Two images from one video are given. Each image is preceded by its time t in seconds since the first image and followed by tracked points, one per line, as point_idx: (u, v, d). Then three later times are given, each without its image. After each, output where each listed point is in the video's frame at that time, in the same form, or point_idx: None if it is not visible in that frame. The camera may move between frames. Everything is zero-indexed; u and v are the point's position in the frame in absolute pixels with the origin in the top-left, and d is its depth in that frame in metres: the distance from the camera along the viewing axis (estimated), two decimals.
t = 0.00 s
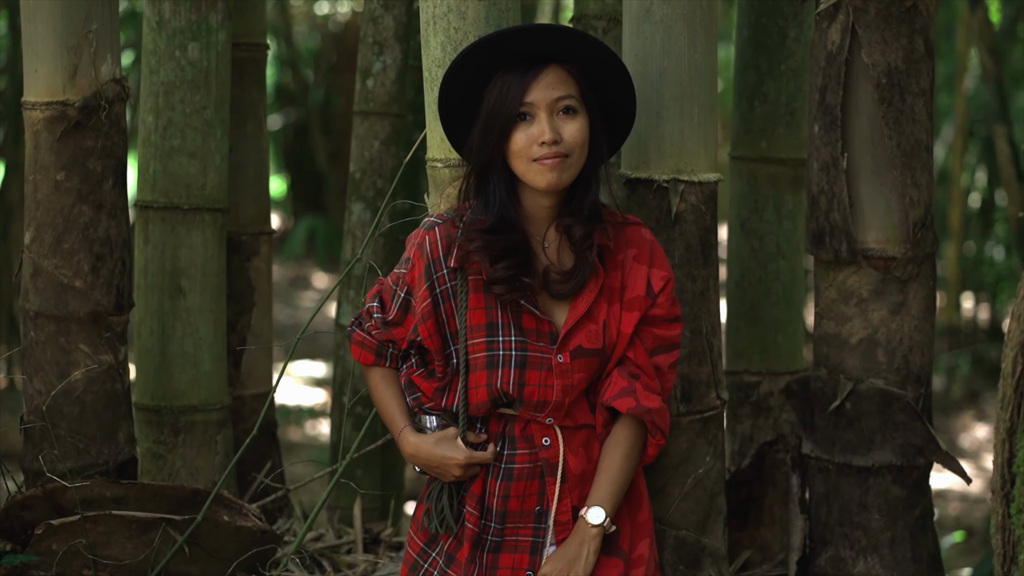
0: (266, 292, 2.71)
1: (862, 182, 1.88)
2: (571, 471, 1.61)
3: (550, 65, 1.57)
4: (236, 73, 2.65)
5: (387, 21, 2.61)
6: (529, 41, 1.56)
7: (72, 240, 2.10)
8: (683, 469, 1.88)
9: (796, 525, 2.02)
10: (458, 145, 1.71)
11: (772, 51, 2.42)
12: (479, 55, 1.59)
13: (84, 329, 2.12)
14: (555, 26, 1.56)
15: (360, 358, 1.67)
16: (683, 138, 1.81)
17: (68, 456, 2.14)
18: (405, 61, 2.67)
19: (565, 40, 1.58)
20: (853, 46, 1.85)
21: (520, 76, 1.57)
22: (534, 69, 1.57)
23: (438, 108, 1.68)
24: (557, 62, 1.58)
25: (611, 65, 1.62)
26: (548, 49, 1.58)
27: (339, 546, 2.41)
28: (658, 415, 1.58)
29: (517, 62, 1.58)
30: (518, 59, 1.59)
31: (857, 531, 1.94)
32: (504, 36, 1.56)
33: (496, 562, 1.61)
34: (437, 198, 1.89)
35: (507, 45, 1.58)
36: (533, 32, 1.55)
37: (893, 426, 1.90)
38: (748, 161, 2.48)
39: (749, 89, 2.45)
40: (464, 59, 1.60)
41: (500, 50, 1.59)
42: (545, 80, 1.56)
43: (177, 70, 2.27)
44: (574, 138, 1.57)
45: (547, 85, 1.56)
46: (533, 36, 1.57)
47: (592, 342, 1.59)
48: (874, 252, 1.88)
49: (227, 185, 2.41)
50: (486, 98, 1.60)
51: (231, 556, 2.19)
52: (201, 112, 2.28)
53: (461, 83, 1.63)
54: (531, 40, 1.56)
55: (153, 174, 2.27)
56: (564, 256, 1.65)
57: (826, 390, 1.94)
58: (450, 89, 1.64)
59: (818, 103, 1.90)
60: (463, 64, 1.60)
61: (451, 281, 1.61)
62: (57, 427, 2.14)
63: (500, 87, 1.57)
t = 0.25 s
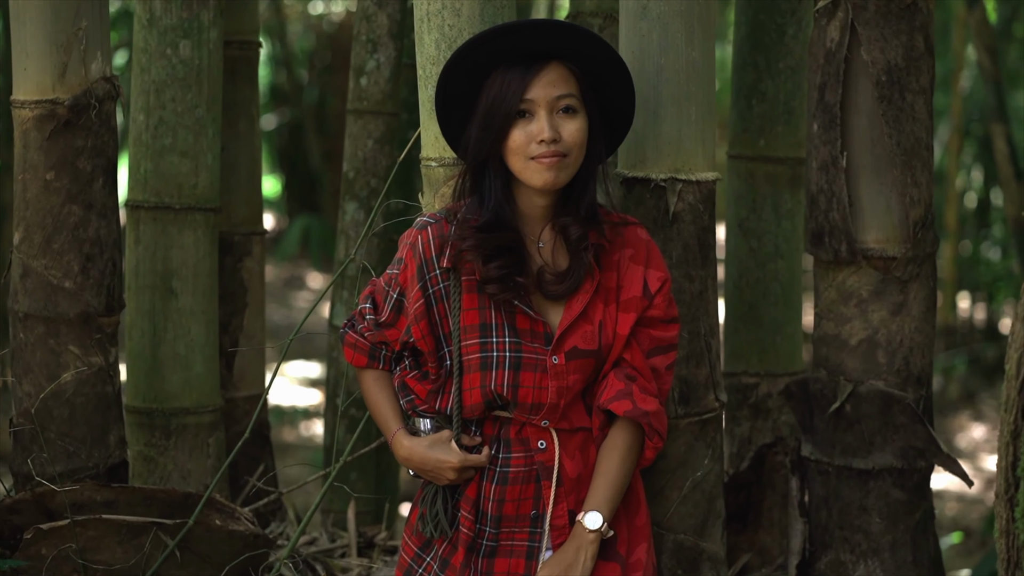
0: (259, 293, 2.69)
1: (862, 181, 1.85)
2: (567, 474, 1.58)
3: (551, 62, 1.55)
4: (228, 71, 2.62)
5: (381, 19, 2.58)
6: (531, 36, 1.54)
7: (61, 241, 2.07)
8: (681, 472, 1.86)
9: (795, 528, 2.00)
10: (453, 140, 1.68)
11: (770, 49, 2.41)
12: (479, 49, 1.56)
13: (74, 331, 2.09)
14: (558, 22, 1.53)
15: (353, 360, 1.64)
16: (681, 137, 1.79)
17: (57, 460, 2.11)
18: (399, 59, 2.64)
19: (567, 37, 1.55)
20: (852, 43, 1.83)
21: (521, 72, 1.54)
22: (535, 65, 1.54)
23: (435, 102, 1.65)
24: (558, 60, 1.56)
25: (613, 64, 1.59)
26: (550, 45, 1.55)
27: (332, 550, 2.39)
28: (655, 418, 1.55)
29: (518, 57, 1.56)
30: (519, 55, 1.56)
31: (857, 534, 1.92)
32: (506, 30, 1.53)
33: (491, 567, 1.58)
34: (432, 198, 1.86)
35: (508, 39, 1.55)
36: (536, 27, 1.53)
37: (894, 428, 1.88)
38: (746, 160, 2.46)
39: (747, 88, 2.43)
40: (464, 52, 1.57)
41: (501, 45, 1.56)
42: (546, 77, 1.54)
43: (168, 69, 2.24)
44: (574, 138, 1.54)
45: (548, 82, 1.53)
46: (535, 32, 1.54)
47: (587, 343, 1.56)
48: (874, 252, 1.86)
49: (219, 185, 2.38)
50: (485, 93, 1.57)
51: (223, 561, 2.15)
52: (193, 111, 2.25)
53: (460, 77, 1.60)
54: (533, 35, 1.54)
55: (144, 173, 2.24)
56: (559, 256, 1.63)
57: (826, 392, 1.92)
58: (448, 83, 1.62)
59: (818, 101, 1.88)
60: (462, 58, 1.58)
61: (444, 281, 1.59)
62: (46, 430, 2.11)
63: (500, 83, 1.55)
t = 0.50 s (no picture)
0: (252, 294, 2.66)
1: (861, 181, 1.83)
2: (562, 479, 1.55)
3: (552, 61, 1.52)
4: (220, 70, 2.60)
5: (375, 17, 2.56)
6: (533, 33, 1.51)
7: (51, 242, 2.04)
8: (678, 476, 1.83)
9: (794, 534, 2.00)
10: (449, 137, 1.66)
11: (768, 48, 2.38)
12: (480, 45, 1.54)
13: (64, 333, 2.06)
14: (560, 21, 1.51)
15: (346, 363, 1.61)
16: (678, 136, 1.76)
17: (47, 463, 2.08)
18: (393, 58, 2.61)
19: (568, 36, 1.52)
20: (851, 41, 1.81)
21: (521, 69, 1.51)
22: (536, 63, 1.52)
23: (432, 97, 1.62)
24: (559, 59, 1.53)
25: (613, 65, 1.57)
26: (550, 43, 1.53)
27: (326, 554, 2.37)
28: (652, 421, 1.53)
29: (518, 55, 1.53)
30: (519, 52, 1.54)
31: (857, 538, 1.90)
32: (507, 26, 1.51)
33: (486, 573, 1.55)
34: (426, 198, 1.83)
35: (508, 35, 1.53)
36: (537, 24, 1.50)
37: (893, 431, 1.86)
38: (744, 160, 2.44)
39: (744, 87, 2.40)
40: (463, 47, 1.54)
41: (501, 41, 1.53)
42: (546, 76, 1.51)
43: (159, 68, 2.21)
44: (571, 139, 1.52)
45: (548, 82, 1.51)
46: (536, 29, 1.52)
47: (582, 345, 1.54)
48: (873, 253, 1.83)
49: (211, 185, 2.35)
50: (483, 90, 1.55)
51: (215, 565, 2.13)
52: (184, 111, 2.22)
53: (458, 73, 1.58)
54: (535, 33, 1.51)
55: (135, 173, 2.21)
56: (553, 258, 1.60)
57: (824, 394, 1.90)
58: (446, 79, 1.59)
59: (816, 101, 1.85)
60: (461, 53, 1.55)
61: (436, 282, 1.56)
62: (36, 434, 2.07)
63: (499, 80, 1.52)
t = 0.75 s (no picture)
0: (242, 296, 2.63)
1: (859, 181, 1.80)
2: (555, 484, 1.52)
3: (552, 61, 1.50)
4: (210, 70, 2.56)
5: (367, 16, 2.53)
6: (533, 32, 1.49)
7: (39, 242, 1.99)
8: (673, 481, 1.80)
9: (792, 537, 1.99)
10: (442, 135, 1.63)
11: (764, 47, 2.36)
12: (478, 42, 1.51)
13: (51, 336, 2.01)
14: (561, 20, 1.48)
15: (336, 366, 1.58)
16: (674, 136, 1.74)
17: (35, 468, 2.00)
18: (386, 57, 2.59)
19: (569, 36, 1.50)
20: (850, 39, 1.78)
21: (519, 68, 1.48)
22: (534, 63, 1.49)
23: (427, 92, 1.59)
24: (559, 59, 1.50)
25: (612, 66, 1.55)
26: (550, 43, 1.50)
27: (318, 559, 2.34)
28: (647, 426, 1.50)
29: (517, 53, 1.50)
30: (518, 50, 1.51)
31: (855, 543, 1.87)
32: (506, 23, 1.48)
33: None
34: (418, 199, 1.80)
35: (507, 33, 1.50)
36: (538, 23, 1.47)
37: (892, 435, 1.83)
38: (740, 160, 2.41)
39: (741, 86, 2.38)
40: (461, 43, 1.51)
41: (500, 39, 1.50)
42: (545, 76, 1.48)
43: (148, 67, 2.18)
44: (567, 141, 1.49)
45: (547, 82, 1.48)
46: (537, 28, 1.49)
47: (574, 347, 1.51)
48: (871, 254, 1.81)
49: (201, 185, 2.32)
50: (479, 88, 1.52)
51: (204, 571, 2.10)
52: (173, 110, 2.19)
53: (455, 70, 1.55)
54: (535, 31, 1.49)
55: (124, 174, 2.18)
56: (546, 259, 1.58)
57: (822, 397, 1.88)
58: (443, 74, 1.56)
59: (814, 100, 1.83)
60: (459, 49, 1.52)
61: (427, 284, 1.53)
62: (23, 438, 2.00)
63: (497, 77, 1.49)
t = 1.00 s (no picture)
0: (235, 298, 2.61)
1: (857, 181, 1.78)
2: (549, 488, 1.50)
3: (552, 62, 1.47)
4: (202, 69, 2.54)
5: (360, 15, 2.51)
6: (535, 31, 1.46)
7: (27, 244, 1.96)
8: (669, 485, 1.78)
9: (789, 542, 1.95)
10: (437, 131, 1.60)
11: (762, 46, 2.33)
12: (477, 39, 1.48)
13: (40, 338, 1.97)
14: (563, 21, 1.46)
15: (327, 369, 1.56)
16: (670, 136, 1.72)
17: (22, 471, 1.97)
18: (379, 57, 2.57)
19: (570, 37, 1.47)
20: (848, 38, 1.77)
21: (519, 67, 1.46)
22: (534, 63, 1.47)
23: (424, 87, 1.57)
24: (558, 60, 1.48)
25: (612, 70, 1.53)
26: (551, 43, 1.47)
27: (311, 563, 2.32)
28: (642, 430, 1.48)
29: (517, 52, 1.48)
30: (518, 49, 1.48)
31: (854, 548, 1.85)
32: (507, 21, 1.45)
33: None
34: (410, 199, 1.78)
35: (507, 30, 1.47)
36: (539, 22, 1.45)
37: (891, 438, 1.81)
38: (738, 160, 2.39)
39: (738, 86, 2.36)
40: (461, 39, 1.49)
41: (501, 37, 1.48)
42: (544, 77, 1.46)
43: (138, 66, 2.15)
44: (563, 143, 1.47)
45: (546, 83, 1.46)
46: (538, 27, 1.46)
47: (568, 350, 1.49)
48: (870, 255, 1.79)
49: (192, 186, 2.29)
50: (476, 85, 1.49)
51: None
52: (164, 110, 2.16)
53: (453, 66, 1.52)
54: (536, 31, 1.46)
55: (113, 174, 2.15)
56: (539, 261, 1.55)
57: (821, 401, 1.86)
58: (440, 70, 1.53)
59: (812, 100, 1.81)
60: (458, 45, 1.50)
61: (419, 285, 1.51)
62: (11, 441, 1.96)
63: (495, 75, 1.47)
